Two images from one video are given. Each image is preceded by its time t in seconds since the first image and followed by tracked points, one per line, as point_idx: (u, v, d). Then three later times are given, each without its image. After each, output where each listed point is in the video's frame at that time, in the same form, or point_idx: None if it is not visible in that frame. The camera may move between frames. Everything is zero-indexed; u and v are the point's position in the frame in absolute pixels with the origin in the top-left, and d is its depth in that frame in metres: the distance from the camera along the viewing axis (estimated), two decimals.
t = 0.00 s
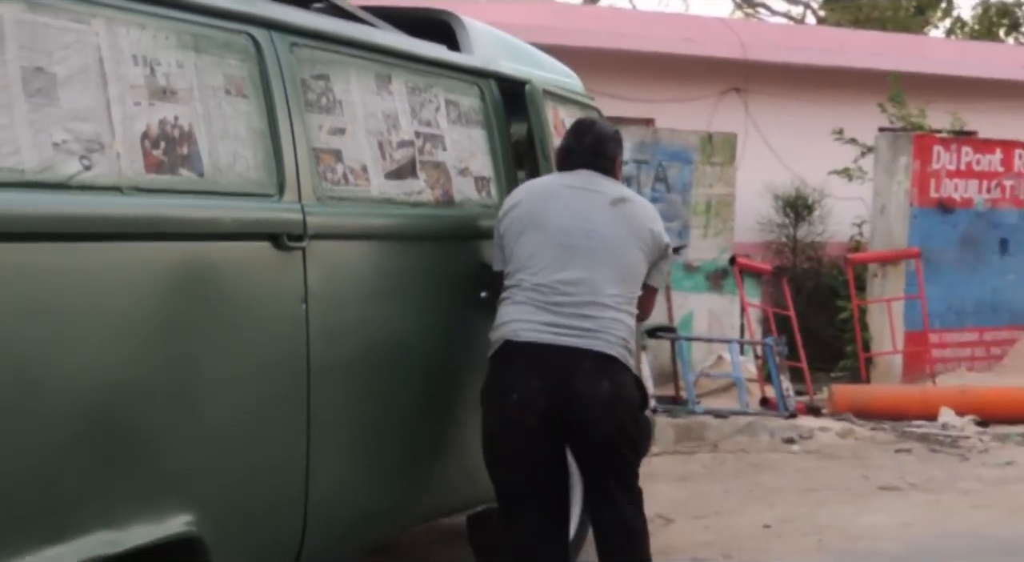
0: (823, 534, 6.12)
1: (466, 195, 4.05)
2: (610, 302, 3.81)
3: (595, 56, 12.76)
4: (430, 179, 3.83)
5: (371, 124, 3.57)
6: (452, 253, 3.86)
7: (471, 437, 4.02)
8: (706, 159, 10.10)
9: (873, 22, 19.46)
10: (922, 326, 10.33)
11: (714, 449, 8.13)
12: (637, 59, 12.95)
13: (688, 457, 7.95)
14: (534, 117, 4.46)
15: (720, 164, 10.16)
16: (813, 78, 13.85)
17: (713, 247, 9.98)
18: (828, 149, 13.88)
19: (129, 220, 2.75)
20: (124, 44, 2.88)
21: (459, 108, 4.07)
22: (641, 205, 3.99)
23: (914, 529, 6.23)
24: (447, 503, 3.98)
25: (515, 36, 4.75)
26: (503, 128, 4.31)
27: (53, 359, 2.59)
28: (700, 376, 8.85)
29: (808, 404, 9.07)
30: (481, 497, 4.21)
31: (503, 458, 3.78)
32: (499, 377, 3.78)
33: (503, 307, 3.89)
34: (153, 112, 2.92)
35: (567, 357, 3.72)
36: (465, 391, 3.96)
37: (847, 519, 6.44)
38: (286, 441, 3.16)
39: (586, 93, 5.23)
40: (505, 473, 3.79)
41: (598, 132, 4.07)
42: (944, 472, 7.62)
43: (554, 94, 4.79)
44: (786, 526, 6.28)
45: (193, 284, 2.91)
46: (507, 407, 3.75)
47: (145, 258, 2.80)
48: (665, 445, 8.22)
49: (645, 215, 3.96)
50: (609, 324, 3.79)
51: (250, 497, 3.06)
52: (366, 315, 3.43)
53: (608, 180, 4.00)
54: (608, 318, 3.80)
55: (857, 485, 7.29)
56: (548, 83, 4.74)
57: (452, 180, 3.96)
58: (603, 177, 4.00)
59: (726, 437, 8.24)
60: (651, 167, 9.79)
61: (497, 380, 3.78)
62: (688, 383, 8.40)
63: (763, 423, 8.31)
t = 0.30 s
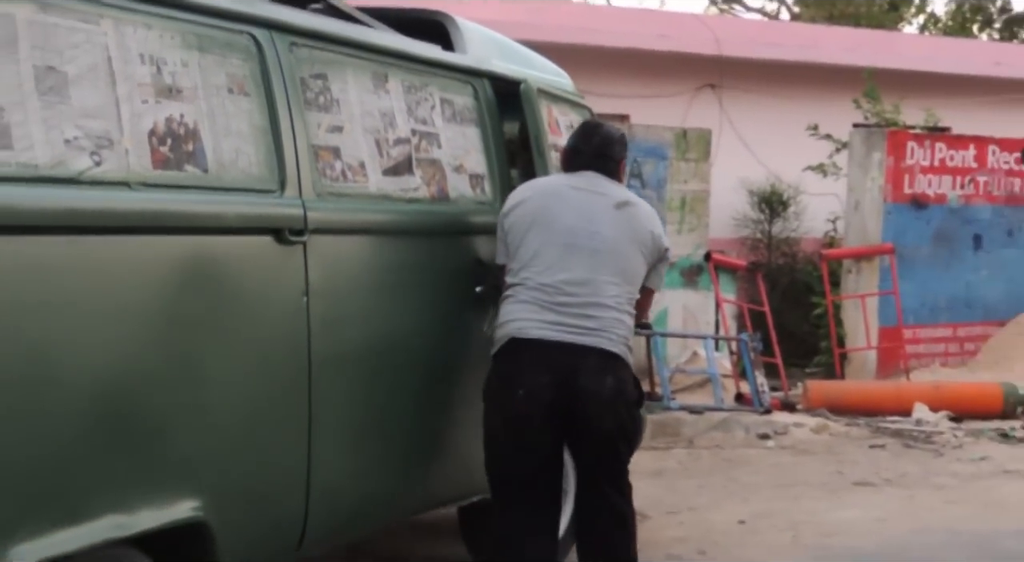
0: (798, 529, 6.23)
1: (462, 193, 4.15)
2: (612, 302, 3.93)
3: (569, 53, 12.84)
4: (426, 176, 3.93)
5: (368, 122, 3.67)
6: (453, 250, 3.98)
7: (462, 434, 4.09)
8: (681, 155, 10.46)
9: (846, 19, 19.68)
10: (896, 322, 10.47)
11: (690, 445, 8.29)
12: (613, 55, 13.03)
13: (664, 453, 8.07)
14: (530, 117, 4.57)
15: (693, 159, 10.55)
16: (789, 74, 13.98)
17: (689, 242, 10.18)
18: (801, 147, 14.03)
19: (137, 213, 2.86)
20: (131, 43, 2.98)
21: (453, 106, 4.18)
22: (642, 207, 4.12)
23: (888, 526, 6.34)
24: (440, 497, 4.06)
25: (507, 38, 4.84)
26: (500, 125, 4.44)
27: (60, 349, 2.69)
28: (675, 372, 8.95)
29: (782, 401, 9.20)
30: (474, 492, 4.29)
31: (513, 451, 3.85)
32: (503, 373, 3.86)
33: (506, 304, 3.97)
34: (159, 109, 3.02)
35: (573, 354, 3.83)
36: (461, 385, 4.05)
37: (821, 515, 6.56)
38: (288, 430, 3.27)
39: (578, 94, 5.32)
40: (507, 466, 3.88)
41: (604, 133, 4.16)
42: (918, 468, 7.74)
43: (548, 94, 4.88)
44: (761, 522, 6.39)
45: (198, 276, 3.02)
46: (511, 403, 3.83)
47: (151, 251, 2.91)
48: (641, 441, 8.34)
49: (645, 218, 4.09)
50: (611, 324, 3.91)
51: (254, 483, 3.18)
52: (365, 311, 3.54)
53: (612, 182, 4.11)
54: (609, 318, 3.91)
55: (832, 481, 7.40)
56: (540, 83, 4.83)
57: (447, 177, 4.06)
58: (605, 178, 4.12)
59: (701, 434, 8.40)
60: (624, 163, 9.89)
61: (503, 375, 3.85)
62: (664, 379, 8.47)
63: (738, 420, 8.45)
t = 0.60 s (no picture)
0: (784, 524, 6.35)
1: (467, 188, 4.32)
2: (629, 298, 4.16)
3: (554, 50, 12.94)
4: (433, 171, 4.12)
5: (376, 119, 3.85)
6: (455, 243, 4.11)
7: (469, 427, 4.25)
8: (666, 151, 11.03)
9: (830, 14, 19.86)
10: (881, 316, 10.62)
11: (676, 440, 8.40)
12: (597, 51, 13.13)
13: (652, 448, 8.19)
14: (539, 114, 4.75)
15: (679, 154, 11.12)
16: (774, 69, 14.09)
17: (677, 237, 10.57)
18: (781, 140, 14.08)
19: (157, 207, 3.03)
20: (150, 42, 3.15)
21: (459, 104, 4.35)
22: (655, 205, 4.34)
23: (874, 519, 6.46)
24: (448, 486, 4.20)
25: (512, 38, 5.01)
26: (502, 122, 4.59)
27: (81, 334, 2.85)
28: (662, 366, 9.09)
29: (769, 395, 9.33)
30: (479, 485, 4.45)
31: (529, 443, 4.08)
32: (524, 365, 4.08)
33: (525, 301, 4.19)
34: (177, 106, 3.18)
35: (589, 348, 4.06)
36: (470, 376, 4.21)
37: (808, 508, 6.69)
38: (302, 416, 3.45)
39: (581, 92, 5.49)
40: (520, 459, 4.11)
41: (619, 133, 4.37)
42: (903, 461, 7.87)
43: (553, 91, 5.05)
44: (747, 516, 6.51)
45: (215, 266, 3.19)
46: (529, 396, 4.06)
47: (170, 243, 3.08)
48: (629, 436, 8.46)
49: (658, 215, 4.32)
50: (628, 319, 4.14)
51: (270, 468, 3.34)
52: (373, 305, 3.70)
53: (625, 181, 4.33)
54: (627, 314, 4.15)
55: (818, 475, 7.53)
56: (545, 80, 5.00)
57: (454, 173, 4.24)
58: (619, 177, 4.34)
59: (687, 429, 8.55)
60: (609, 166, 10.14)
61: (523, 368, 4.08)
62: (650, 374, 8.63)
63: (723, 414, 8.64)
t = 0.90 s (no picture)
0: (774, 521, 6.45)
1: (480, 187, 4.46)
2: (649, 294, 4.32)
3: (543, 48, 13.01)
4: (448, 171, 4.27)
5: (393, 120, 3.99)
6: (466, 240, 4.23)
7: (486, 416, 4.39)
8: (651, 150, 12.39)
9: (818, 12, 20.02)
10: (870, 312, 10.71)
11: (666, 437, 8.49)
12: (586, 49, 13.19)
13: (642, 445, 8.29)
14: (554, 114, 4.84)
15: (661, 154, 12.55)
16: (763, 66, 14.19)
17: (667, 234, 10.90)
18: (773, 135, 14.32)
19: (181, 207, 3.17)
20: (174, 46, 3.30)
21: (472, 104, 4.50)
22: (670, 202, 4.51)
23: (865, 516, 6.56)
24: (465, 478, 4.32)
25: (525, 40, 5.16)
26: (513, 118, 4.73)
27: (109, 329, 3.00)
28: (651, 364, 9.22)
29: (760, 392, 9.47)
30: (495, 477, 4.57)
31: (541, 428, 4.27)
32: (546, 361, 4.25)
33: (547, 299, 4.35)
34: (200, 108, 3.34)
35: (609, 342, 4.22)
36: (484, 373, 4.35)
37: (798, 505, 6.80)
38: (323, 410, 3.57)
39: (592, 93, 5.64)
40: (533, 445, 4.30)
41: (634, 133, 4.53)
42: (893, 458, 7.98)
43: (567, 93, 5.20)
44: (737, 513, 6.61)
45: (238, 263, 3.33)
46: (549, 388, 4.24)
47: (195, 241, 3.22)
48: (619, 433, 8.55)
49: (673, 211, 4.49)
50: (650, 314, 4.30)
51: (288, 460, 3.46)
52: (387, 304, 3.82)
53: (641, 180, 4.50)
54: (648, 309, 4.31)
55: (808, 471, 7.63)
56: (559, 82, 5.14)
57: (468, 172, 4.37)
58: (635, 176, 4.50)
59: (677, 426, 8.64)
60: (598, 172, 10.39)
61: (543, 363, 4.25)
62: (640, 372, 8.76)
63: (713, 412, 8.75)
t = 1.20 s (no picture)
0: (753, 516, 6.56)
1: (483, 183, 4.63)
2: (633, 293, 4.41)
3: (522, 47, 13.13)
4: (451, 168, 4.43)
5: (397, 118, 4.17)
6: (469, 235, 4.41)
7: (495, 409, 4.59)
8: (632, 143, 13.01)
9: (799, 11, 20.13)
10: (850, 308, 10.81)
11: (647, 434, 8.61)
12: (566, 47, 13.29)
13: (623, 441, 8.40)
14: (547, 113, 4.95)
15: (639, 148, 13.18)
16: (743, 64, 14.33)
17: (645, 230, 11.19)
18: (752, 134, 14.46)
19: (191, 204, 3.35)
20: (184, 47, 3.47)
21: (476, 103, 4.66)
22: (660, 203, 4.59)
23: (843, 511, 6.68)
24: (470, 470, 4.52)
25: (520, 37, 5.27)
26: (517, 121, 4.90)
27: (121, 320, 3.18)
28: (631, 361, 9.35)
29: (740, 389, 9.60)
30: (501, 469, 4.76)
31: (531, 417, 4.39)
32: (531, 354, 4.36)
33: (535, 294, 4.46)
34: (209, 107, 3.51)
35: (591, 337, 4.32)
36: (491, 365, 4.54)
37: (777, 500, 6.91)
38: (329, 401, 3.76)
39: (589, 89, 5.74)
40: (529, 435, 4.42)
41: (618, 139, 4.62)
42: (871, 453, 8.10)
43: (563, 91, 5.30)
44: (716, 509, 6.72)
45: (249, 257, 3.51)
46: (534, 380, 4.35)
47: (207, 236, 3.40)
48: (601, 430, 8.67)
49: (663, 213, 4.58)
50: (633, 313, 4.39)
51: (297, 449, 3.65)
52: (399, 296, 4.03)
53: (629, 182, 4.58)
54: (631, 308, 4.40)
55: (787, 467, 7.75)
56: (554, 81, 5.24)
57: (471, 169, 4.55)
58: (625, 178, 4.60)
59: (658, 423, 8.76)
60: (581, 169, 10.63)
61: (528, 356, 4.36)
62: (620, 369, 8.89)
63: (693, 409, 8.90)
